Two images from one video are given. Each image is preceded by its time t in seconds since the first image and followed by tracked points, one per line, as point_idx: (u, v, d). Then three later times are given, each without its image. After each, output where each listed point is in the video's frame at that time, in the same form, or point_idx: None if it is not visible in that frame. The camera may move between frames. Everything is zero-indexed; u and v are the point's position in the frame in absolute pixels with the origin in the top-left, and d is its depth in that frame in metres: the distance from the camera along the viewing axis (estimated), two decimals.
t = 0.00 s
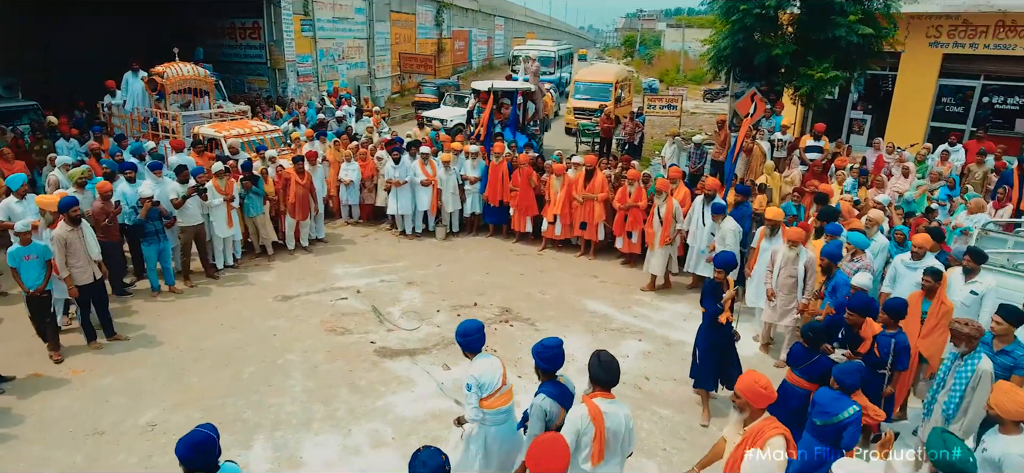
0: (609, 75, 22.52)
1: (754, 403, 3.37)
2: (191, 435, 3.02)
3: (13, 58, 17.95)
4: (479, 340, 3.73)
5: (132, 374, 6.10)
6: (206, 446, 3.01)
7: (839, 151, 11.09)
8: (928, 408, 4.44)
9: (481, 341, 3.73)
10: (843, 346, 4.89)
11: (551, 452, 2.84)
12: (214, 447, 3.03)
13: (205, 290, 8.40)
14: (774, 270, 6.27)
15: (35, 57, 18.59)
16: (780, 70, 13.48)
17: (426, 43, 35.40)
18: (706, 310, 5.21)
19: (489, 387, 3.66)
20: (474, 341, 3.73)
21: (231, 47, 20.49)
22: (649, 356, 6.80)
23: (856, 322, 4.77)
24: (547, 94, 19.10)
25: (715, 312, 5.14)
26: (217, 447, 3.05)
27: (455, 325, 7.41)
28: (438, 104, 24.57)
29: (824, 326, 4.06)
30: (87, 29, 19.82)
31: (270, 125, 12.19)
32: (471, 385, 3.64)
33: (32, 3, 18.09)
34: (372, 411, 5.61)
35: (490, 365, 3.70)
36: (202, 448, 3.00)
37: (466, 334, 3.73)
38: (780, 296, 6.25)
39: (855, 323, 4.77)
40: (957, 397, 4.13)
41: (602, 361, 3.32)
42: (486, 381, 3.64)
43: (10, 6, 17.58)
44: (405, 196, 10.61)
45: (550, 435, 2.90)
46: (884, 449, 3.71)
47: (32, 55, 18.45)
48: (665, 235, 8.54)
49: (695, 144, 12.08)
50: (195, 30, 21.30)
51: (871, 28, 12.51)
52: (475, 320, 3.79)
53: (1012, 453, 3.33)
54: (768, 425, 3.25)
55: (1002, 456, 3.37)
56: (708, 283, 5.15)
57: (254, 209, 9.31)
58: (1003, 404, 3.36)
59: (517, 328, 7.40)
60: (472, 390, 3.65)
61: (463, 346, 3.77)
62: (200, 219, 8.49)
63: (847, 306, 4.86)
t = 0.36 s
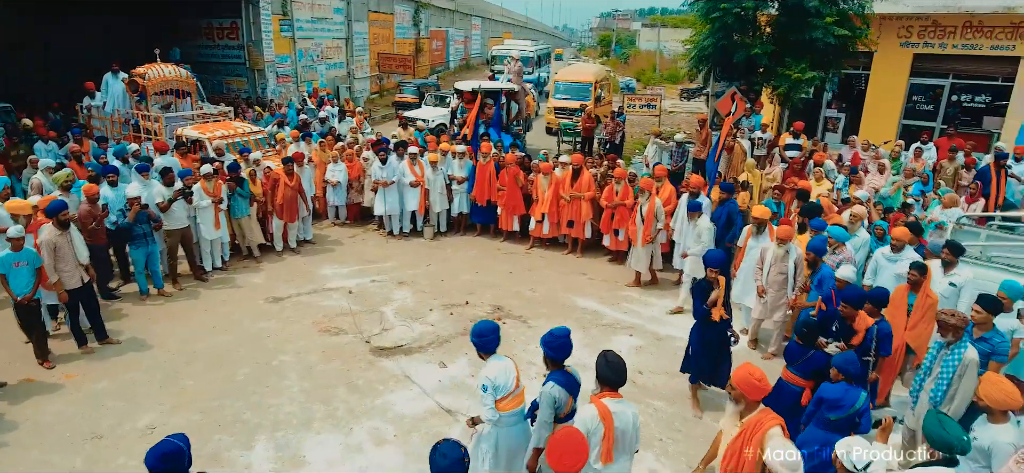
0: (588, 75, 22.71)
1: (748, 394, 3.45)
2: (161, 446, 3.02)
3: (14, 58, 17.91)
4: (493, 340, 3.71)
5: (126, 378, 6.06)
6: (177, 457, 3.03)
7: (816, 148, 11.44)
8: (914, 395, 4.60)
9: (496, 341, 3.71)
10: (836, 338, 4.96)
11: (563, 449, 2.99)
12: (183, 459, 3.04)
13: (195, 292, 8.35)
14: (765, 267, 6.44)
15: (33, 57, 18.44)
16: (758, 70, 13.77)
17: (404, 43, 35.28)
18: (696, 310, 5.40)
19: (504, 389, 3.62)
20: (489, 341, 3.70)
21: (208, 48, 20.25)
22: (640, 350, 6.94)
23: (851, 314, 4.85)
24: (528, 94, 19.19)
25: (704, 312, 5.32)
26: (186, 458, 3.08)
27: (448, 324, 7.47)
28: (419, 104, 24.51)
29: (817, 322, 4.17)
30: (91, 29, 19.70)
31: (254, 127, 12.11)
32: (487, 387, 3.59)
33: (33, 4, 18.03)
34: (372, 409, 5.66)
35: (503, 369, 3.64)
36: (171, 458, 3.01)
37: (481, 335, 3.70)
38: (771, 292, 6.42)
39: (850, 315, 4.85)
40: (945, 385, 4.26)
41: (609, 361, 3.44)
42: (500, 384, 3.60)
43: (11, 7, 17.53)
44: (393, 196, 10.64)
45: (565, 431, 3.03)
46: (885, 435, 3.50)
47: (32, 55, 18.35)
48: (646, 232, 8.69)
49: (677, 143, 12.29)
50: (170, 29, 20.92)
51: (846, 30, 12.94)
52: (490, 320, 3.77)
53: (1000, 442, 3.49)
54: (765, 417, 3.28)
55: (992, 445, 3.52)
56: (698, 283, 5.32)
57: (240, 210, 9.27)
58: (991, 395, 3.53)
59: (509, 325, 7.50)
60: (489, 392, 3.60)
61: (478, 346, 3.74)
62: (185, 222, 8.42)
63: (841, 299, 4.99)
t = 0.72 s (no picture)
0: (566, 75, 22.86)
1: (745, 388, 3.52)
2: (132, 454, 3.06)
3: (14, 57, 17.78)
4: (509, 341, 3.79)
5: (118, 383, 6.02)
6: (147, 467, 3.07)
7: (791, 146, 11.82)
8: (897, 381, 4.80)
9: (512, 341, 3.78)
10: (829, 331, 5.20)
11: (573, 443, 3.12)
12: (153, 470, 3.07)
13: (182, 296, 8.30)
14: (753, 263, 6.61)
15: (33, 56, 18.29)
16: (735, 70, 14.06)
17: (380, 43, 35.09)
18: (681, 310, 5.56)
19: (520, 390, 3.70)
20: (505, 341, 3.77)
21: (182, 48, 19.90)
22: (630, 345, 7.11)
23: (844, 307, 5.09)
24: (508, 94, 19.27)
25: (691, 311, 5.49)
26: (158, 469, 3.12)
27: (440, 323, 7.54)
28: (397, 105, 24.43)
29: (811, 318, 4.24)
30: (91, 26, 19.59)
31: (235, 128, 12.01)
32: (503, 388, 3.67)
33: (34, 3, 17.87)
34: (370, 408, 5.72)
35: (519, 369, 3.73)
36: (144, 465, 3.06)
37: (499, 335, 3.78)
38: (758, 288, 6.60)
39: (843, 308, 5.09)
40: (928, 372, 4.48)
41: (607, 359, 3.56)
42: (517, 384, 3.68)
43: (11, 7, 17.41)
44: (379, 197, 10.66)
45: (576, 426, 3.16)
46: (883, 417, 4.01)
47: (32, 55, 18.26)
48: (623, 229, 8.86)
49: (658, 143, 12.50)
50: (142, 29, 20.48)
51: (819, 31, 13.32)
52: (506, 320, 3.86)
53: (983, 427, 3.73)
54: (763, 410, 3.42)
55: (975, 430, 3.77)
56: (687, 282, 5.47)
57: (225, 212, 9.23)
58: (976, 386, 3.72)
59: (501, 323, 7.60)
60: (505, 393, 3.67)
61: (495, 346, 3.82)
62: (169, 226, 8.35)
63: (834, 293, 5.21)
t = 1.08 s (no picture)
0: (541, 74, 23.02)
1: (741, 381, 3.67)
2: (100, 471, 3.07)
3: (14, 53, 17.79)
4: (517, 336, 3.96)
5: (107, 388, 5.97)
6: None
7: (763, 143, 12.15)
8: (876, 369, 5.03)
9: (518, 337, 3.96)
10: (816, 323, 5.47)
11: (577, 436, 3.14)
12: None
13: (165, 300, 8.22)
14: (735, 260, 6.82)
15: (30, 49, 18.38)
16: (709, 70, 14.37)
17: (352, 43, 34.85)
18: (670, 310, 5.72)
19: (527, 385, 3.84)
20: (511, 337, 3.95)
21: (152, 49, 19.53)
22: (616, 339, 7.28)
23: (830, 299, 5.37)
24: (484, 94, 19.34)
25: (680, 311, 5.64)
26: None
27: (428, 321, 7.62)
28: (372, 105, 24.33)
29: (801, 313, 4.44)
30: (88, 20, 19.62)
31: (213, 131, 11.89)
32: (510, 383, 3.80)
33: (33, 3, 17.96)
34: (364, 407, 5.77)
35: (526, 365, 3.87)
36: None
37: (505, 330, 3.95)
38: (740, 284, 6.82)
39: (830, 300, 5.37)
40: (907, 358, 4.75)
41: (597, 360, 3.65)
42: (524, 379, 3.82)
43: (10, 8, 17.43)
44: (360, 197, 10.66)
45: (577, 420, 3.19)
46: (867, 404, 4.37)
47: (32, 50, 18.31)
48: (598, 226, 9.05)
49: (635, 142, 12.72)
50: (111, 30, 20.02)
51: (788, 31, 13.90)
52: (512, 316, 4.04)
53: (959, 409, 3.95)
54: (757, 402, 3.58)
55: (950, 412, 3.99)
56: (677, 282, 5.63)
57: (207, 214, 9.16)
58: (954, 370, 3.94)
59: (488, 320, 7.71)
60: (512, 387, 3.80)
61: (501, 341, 3.98)
62: (149, 229, 8.24)
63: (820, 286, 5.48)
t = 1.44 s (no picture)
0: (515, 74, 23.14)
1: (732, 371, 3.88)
2: None
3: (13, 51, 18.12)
4: (520, 333, 4.10)
5: (94, 394, 5.91)
6: None
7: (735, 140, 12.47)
8: (854, 356, 5.30)
9: (523, 334, 4.10)
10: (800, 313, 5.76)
11: (573, 430, 3.20)
12: None
13: (145, 305, 8.12)
14: (717, 257, 7.02)
15: (31, 49, 18.97)
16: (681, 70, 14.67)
17: (322, 43, 34.54)
18: (665, 316, 5.72)
19: (525, 384, 3.97)
20: (516, 333, 4.10)
21: (119, 50, 19.11)
22: (601, 334, 7.44)
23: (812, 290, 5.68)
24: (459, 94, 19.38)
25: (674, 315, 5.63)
26: None
27: (415, 321, 7.69)
28: (345, 106, 24.18)
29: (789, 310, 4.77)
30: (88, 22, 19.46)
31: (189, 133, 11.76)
32: (505, 380, 3.95)
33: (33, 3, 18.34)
34: (357, 406, 5.83)
35: (527, 363, 4.01)
36: None
37: (508, 327, 4.10)
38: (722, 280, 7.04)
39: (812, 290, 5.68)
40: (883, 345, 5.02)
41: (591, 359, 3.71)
42: (522, 378, 3.95)
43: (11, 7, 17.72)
44: (341, 199, 10.65)
45: (572, 415, 3.25)
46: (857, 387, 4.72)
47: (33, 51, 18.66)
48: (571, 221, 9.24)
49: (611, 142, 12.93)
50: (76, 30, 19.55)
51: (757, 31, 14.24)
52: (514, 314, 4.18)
53: (933, 389, 4.18)
54: (746, 393, 3.77)
55: (925, 393, 4.21)
56: (670, 285, 5.66)
57: (188, 217, 9.06)
58: (929, 354, 4.16)
59: (474, 318, 7.81)
60: (506, 385, 3.95)
61: (505, 338, 4.14)
62: (127, 233, 8.12)
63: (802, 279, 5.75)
